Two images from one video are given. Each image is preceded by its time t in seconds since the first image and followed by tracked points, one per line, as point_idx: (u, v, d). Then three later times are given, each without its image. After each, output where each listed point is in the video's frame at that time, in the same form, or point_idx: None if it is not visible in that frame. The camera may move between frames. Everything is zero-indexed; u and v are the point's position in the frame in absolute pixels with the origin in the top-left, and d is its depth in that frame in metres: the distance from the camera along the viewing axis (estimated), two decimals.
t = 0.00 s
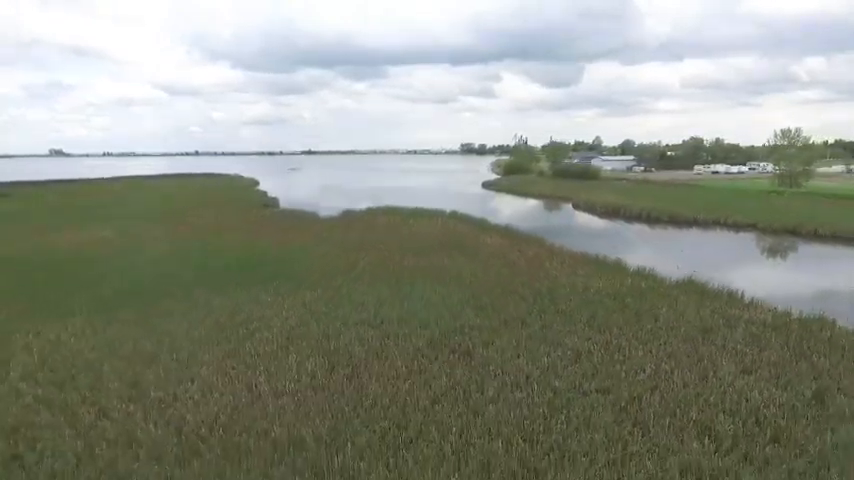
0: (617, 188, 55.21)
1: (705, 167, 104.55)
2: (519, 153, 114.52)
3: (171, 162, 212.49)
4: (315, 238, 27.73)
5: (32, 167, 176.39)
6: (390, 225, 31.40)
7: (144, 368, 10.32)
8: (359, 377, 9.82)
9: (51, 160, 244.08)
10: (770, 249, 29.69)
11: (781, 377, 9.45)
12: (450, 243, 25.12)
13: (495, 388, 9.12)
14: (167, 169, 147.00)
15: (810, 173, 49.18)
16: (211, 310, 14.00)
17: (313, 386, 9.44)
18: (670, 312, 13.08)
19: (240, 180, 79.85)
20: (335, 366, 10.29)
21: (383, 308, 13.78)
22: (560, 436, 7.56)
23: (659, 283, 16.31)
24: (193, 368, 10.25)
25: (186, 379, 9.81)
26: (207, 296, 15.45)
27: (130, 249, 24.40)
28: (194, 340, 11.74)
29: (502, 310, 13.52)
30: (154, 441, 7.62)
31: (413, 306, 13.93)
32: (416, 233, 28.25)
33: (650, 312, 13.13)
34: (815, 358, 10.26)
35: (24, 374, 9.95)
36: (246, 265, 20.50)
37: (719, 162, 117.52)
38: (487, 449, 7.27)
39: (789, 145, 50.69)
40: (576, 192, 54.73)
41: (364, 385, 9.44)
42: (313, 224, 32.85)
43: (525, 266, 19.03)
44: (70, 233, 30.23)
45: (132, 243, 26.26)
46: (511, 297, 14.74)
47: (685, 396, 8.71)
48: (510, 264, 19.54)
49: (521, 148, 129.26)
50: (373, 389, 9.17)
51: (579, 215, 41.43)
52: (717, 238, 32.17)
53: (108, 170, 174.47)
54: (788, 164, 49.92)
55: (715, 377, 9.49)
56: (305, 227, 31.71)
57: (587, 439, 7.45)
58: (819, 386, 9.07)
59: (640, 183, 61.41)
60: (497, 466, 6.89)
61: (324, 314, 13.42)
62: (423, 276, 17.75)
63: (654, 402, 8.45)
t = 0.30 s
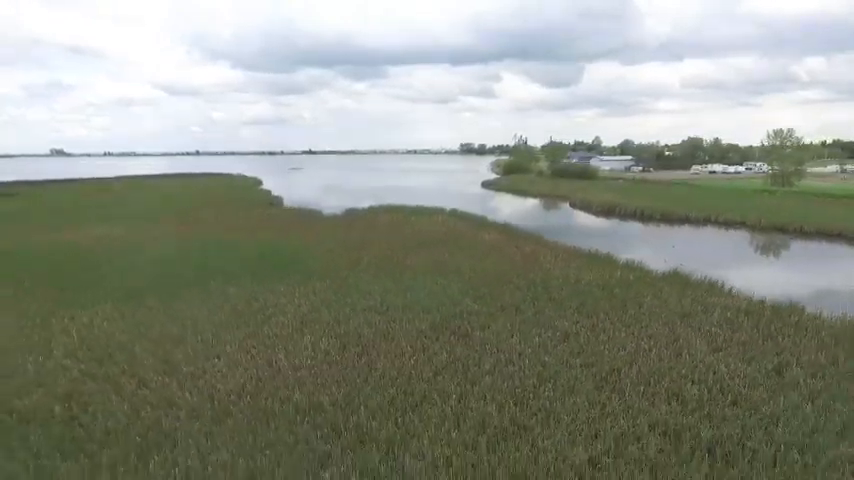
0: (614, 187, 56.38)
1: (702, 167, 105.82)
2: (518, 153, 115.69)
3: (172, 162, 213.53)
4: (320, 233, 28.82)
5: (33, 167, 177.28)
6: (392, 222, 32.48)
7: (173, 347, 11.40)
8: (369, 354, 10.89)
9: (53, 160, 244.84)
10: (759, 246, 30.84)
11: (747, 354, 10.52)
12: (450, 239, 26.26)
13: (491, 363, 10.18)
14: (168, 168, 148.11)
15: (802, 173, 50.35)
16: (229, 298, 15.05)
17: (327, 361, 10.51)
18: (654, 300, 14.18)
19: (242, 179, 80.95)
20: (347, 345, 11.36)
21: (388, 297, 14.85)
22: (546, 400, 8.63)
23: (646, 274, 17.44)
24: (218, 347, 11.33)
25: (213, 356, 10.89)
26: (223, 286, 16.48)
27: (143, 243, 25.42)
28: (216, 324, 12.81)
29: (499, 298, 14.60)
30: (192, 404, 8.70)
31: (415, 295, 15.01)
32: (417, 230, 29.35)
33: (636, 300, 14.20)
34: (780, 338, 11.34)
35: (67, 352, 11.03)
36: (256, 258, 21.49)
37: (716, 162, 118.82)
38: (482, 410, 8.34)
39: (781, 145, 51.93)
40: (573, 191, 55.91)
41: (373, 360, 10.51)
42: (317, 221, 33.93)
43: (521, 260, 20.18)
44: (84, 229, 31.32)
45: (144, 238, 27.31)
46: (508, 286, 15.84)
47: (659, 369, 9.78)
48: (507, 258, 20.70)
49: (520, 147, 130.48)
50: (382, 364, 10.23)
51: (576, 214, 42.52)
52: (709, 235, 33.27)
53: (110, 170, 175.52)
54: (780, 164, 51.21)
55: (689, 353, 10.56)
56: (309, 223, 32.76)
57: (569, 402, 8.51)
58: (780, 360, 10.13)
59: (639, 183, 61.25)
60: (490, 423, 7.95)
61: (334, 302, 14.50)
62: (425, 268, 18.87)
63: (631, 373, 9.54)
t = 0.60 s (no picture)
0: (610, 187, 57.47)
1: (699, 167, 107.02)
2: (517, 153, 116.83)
3: (172, 162, 214.55)
4: (324, 229, 29.85)
5: (34, 166, 177.90)
6: (393, 219, 33.51)
7: (197, 329, 12.44)
8: (376, 336, 11.91)
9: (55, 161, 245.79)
10: (749, 243, 31.94)
11: (720, 336, 11.55)
12: (450, 235, 27.34)
13: (487, 344, 11.20)
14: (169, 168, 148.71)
15: (794, 173, 51.50)
16: (242, 288, 16.06)
17: (339, 342, 11.54)
18: (641, 290, 15.23)
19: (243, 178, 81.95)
20: (355, 328, 12.38)
21: (392, 287, 15.89)
22: (536, 374, 9.66)
23: (635, 267, 18.52)
24: (238, 330, 12.37)
25: (234, 338, 11.94)
26: (236, 278, 17.49)
27: (154, 239, 26.38)
28: (235, 310, 13.86)
29: (497, 289, 15.63)
30: (220, 377, 9.75)
31: (418, 286, 16.04)
32: (418, 227, 30.39)
33: (624, 291, 15.23)
34: (752, 323, 12.37)
35: (101, 334, 12.07)
36: (264, 253, 22.45)
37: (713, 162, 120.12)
38: (478, 383, 9.37)
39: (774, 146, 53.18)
40: (570, 190, 57.04)
41: (381, 341, 11.54)
42: (320, 219, 34.94)
43: (517, 254, 21.27)
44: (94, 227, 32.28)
45: (155, 234, 28.27)
46: (504, 278, 16.87)
47: (639, 349, 10.80)
48: (504, 253, 21.79)
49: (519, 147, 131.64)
50: (388, 345, 11.25)
51: (573, 212, 43.57)
52: (705, 233, 34.21)
53: (110, 170, 176.07)
54: (773, 164, 52.44)
55: (667, 335, 11.59)
56: (313, 221, 33.75)
57: (556, 376, 9.52)
58: (748, 341, 11.18)
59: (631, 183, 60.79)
60: (485, 393, 8.97)
61: (342, 292, 15.53)
62: (426, 262, 19.93)
63: (614, 353, 10.56)
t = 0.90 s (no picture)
0: (607, 186, 58.58)
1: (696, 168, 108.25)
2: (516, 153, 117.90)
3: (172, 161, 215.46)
4: (328, 226, 30.89)
5: (36, 165, 178.73)
6: (394, 216, 34.56)
7: (217, 314, 13.46)
8: (383, 320, 12.92)
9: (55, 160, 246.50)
10: (738, 240, 33.09)
11: (698, 321, 12.59)
12: (450, 230, 28.38)
13: (484, 328, 12.22)
14: (171, 167, 149.69)
15: (787, 172, 52.72)
16: (255, 280, 17.11)
17: (349, 325, 12.56)
18: (628, 281, 16.29)
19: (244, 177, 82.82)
20: (363, 314, 13.40)
21: (397, 279, 16.90)
22: (528, 352, 10.68)
23: (625, 261, 19.62)
24: (256, 315, 13.39)
25: (252, 321, 12.93)
26: (248, 270, 18.54)
27: (165, 235, 27.40)
28: (250, 297, 14.88)
29: (495, 280, 16.63)
30: (242, 355, 10.76)
31: (421, 277, 17.06)
32: (418, 224, 31.43)
33: (614, 282, 16.26)
34: (728, 309, 13.44)
35: (128, 320, 13.09)
36: (272, 247, 23.54)
37: (710, 162, 121.42)
38: (476, 360, 10.38)
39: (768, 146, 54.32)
40: (568, 190, 58.09)
41: (387, 324, 12.55)
42: (323, 216, 35.94)
43: (515, 249, 22.29)
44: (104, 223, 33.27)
45: (164, 230, 29.30)
46: (502, 271, 17.91)
47: (623, 332, 11.82)
48: (503, 247, 22.83)
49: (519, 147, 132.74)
50: (393, 328, 12.27)
51: (571, 210, 44.58)
52: (700, 231, 35.16)
53: (112, 169, 176.99)
54: (767, 164, 53.64)
55: (650, 320, 12.62)
56: (317, 218, 34.75)
57: (546, 354, 10.54)
58: (723, 326, 12.22)
59: (627, 183, 61.28)
60: (482, 368, 9.99)
61: (350, 283, 16.55)
62: (428, 255, 20.98)
63: (600, 335, 11.59)
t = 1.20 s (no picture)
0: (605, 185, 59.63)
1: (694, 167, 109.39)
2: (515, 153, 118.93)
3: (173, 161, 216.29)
4: (331, 223, 31.91)
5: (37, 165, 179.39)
6: (396, 214, 35.55)
7: (234, 301, 14.51)
8: (388, 306, 13.97)
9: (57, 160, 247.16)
10: (731, 236, 34.10)
11: (678, 307, 13.66)
12: (450, 227, 29.39)
13: (482, 313, 13.27)
14: (171, 167, 150.26)
15: (780, 172, 53.83)
16: (266, 272, 18.12)
17: (357, 311, 13.60)
18: (618, 272, 17.35)
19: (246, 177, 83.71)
20: (369, 301, 14.45)
21: (400, 270, 17.95)
22: (521, 333, 11.72)
23: (616, 254, 20.70)
24: (270, 301, 14.44)
25: (267, 307, 13.97)
26: (258, 263, 19.64)
27: (174, 234, 28.47)
28: (263, 287, 15.94)
29: (493, 272, 17.66)
30: (260, 335, 11.81)
31: (422, 269, 18.09)
32: (419, 221, 32.46)
33: (605, 273, 17.31)
34: (708, 297, 14.49)
35: (152, 306, 14.14)
36: (280, 243, 24.54)
37: (708, 162, 122.67)
38: (473, 340, 11.43)
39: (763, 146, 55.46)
40: (566, 189, 59.17)
41: (392, 310, 13.59)
42: (326, 214, 36.94)
43: (512, 244, 23.32)
44: (114, 222, 34.29)
45: (173, 229, 30.42)
46: (499, 264, 18.96)
47: (609, 317, 12.88)
48: (501, 243, 23.86)
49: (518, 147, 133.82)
50: (398, 313, 13.31)
51: (568, 209, 45.58)
52: (695, 228, 36.11)
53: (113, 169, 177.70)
54: (761, 164, 54.79)
55: (635, 306, 13.67)
56: (321, 216, 35.77)
57: (537, 335, 11.59)
58: (702, 311, 13.27)
59: (625, 183, 61.63)
60: (478, 346, 11.03)
61: (356, 274, 17.59)
62: (430, 250, 22.00)
63: (587, 319, 12.63)
